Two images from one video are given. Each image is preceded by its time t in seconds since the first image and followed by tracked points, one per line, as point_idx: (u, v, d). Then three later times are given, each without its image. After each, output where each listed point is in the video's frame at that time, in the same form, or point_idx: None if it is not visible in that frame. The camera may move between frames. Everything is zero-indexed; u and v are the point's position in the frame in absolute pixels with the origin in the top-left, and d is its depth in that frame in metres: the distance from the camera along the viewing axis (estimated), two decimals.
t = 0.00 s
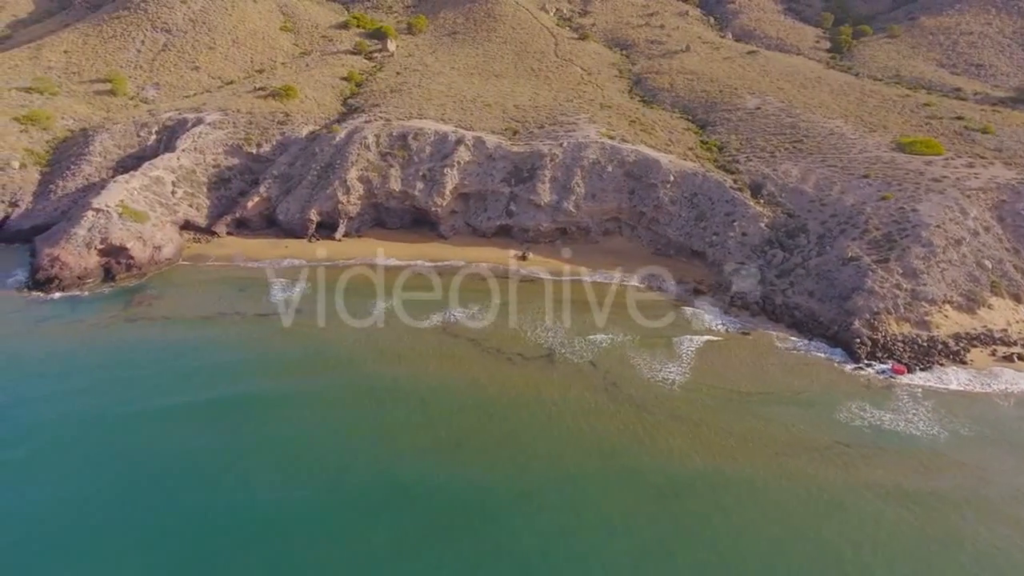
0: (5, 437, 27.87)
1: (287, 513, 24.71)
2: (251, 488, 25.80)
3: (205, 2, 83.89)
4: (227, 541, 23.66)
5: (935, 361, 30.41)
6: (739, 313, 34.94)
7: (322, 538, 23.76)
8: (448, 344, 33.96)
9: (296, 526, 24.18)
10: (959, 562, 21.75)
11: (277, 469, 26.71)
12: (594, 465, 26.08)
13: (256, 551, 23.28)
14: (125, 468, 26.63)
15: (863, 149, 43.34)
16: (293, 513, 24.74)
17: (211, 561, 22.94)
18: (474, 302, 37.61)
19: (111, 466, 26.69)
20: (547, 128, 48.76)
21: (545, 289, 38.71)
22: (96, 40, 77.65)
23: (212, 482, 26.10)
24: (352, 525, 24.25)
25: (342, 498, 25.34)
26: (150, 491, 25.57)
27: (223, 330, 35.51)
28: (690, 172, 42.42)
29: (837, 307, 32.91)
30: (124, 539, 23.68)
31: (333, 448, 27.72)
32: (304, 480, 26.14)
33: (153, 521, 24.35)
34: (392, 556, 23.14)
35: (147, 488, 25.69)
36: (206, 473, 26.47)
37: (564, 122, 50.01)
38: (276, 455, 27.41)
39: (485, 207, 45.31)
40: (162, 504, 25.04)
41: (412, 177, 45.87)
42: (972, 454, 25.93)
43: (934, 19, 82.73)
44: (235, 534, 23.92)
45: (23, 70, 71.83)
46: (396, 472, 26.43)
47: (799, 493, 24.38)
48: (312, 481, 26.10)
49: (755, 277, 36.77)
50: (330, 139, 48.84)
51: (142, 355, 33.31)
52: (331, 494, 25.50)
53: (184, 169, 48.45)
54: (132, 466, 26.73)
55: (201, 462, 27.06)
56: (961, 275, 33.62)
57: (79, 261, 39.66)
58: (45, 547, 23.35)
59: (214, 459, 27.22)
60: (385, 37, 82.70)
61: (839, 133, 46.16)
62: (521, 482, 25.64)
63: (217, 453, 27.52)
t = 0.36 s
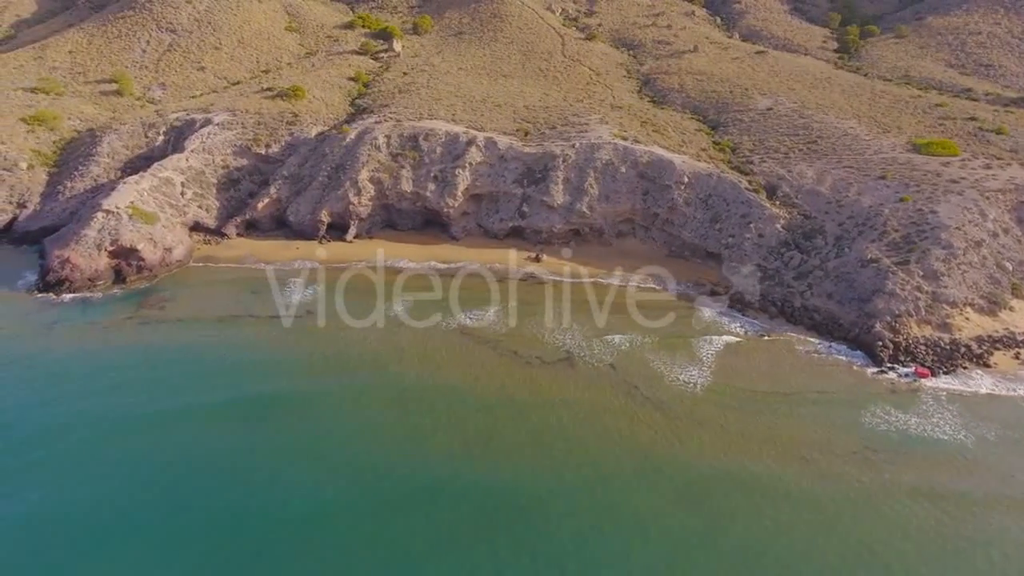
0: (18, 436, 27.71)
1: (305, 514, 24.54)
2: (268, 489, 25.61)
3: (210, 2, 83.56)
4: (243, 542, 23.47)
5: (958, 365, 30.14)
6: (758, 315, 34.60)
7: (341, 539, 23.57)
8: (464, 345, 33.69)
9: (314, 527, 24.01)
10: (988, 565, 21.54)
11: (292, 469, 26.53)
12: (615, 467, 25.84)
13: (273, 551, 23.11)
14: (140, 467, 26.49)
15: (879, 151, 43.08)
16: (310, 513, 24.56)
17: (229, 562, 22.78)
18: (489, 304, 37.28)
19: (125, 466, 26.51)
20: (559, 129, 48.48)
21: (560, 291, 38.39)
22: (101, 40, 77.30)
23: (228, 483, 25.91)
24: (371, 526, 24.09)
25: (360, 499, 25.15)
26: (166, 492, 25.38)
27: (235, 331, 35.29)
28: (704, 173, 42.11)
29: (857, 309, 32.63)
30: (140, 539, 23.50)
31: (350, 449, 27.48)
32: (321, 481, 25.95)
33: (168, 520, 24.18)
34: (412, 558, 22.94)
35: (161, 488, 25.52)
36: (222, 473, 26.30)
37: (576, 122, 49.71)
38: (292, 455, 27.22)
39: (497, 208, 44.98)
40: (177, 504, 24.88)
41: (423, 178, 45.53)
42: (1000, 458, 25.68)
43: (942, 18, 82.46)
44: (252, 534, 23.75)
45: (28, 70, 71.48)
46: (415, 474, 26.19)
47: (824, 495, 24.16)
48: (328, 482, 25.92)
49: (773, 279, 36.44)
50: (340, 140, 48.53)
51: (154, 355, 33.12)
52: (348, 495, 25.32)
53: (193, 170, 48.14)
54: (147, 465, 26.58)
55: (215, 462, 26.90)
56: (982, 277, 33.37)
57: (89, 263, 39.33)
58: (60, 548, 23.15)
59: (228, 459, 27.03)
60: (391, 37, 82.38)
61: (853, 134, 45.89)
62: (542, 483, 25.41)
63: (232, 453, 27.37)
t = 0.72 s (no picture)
0: (30, 436, 27.50)
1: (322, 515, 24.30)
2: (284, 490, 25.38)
3: (215, 2, 83.26)
4: (259, 542, 23.25)
5: (982, 368, 29.87)
6: (777, 317, 34.27)
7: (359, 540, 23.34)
8: (479, 346, 33.41)
9: (331, 527, 23.78)
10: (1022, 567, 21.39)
11: (307, 470, 26.30)
12: (636, 468, 25.59)
13: (289, 551, 22.88)
14: (153, 467, 26.28)
15: (894, 152, 42.78)
16: (326, 514, 24.33)
17: (244, 563, 22.56)
18: (503, 306, 36.97)
19: (138, 466, 26.27)
20: (571, 129, 48.16)
21: (575, 293, 38.08)
22: (106, 40, 76.97)
23: (243, 483, 25.68)
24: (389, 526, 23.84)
25: (377, 499, 24.92)
26: (180, 492, 25.19)
27: (248, 331, 35.04)
28: (719, 173, 41.81)
29: (878, 312, 32.37)
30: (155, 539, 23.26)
31: (367, 450, 27.22)
32: (337, 482, 25.73)
33: (183, 520, 23.96)
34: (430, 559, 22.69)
35: (175, 489, 25.30)
36: (236, 474, 26.08)
37: (587, 123, 49.41)
38: (307, 456, 26.99)
39: (509, 209, 44.63)
40: (191, 505, 24.65)
41: (435, 178, 45.21)
42: None
43: (950, 18, 82.20)
44: (267, 534, 23.55)
45: (33, 70, 71.13)
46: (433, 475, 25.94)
47: (848, 496, 23.92)
48: (344, 483, 25.70)
49: (790, 281, 36.13)
50: (350, 141, 48.20)
51: (166, 356, 32.88)
52: (365, 496, 25.08)
53: (202, 171, 47.84)
54: (161, 465, 26.38)
55: (229, 462, 26.66)
56: (1002, 279, 33.11)
57: (100, 265, 39.03)
58: (73, 548, 22.92)
59: (242, 459, 26.81)
60: (397, 37, 82.07)
61: (867, 135, 45.60)
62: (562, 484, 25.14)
63: (246, 453, 27.15)
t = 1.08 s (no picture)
0: (41, 440, 27.17)
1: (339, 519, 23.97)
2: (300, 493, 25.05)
3: (220, 2, 82.92)
4: (276, 547, 22.93)
5: (1007, 371, 29.55)
6: (796, 320, 33.93)
7: (376, 545, 23.03)
8: (494, 348, 33.09)
9: (348, 531, 23.46)
10: None
11: (324, 473, 26.01)
12: (657, 471, 25.32)
13: (309, 553, 22.69)
14: (166, 470, 25.95)
15: (910, 153, 42.46)
16: (344, 518, 24.00)
17: (261, 567, 22.25)
18: (518, 308, 36.64)
19: (151, 469, 25.95)
20: (583, 130, 47.82)
21: (590, 295, 37.75)
22: (111, 40, 76.63)
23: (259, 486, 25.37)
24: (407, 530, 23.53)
25: (394, 502, 24.61)
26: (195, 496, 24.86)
27: (260, 333, 34.74)
28: (734, 174, 41.49)
29: (899, 315, 32.08)
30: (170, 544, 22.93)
31: (385, 453, 26.94)
32: (354, 486, 25.43)
33: (199, 522, 23.71)
34: (450, 563, 22.38)
35: (190, 492, 24.99)
36: (251, 477, 25.79)
37: (599, 123, 49.08)
38: (324, 459, 26.72)
39: (521, 211, 44.28)
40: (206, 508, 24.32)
41: (447, 179, 44.88)
42: None
43: (958, 18, 81.89)
44: (284, 538, 23.23)
45: (39, 70, 70.81)
46: (451, 478, 25.66)
47: (873, 500, 23.67)
48: (362, 485, 25.47)
49: (809, 283, 35.79)
50: (361, 141, 47.86)
51: (178, 358, 32.59)
52: (383, 500, 24.75)
53: (211, 172, 47.55)
54: (175, 467, 26.06)
55: (244, 465, 26.34)
56: None
57: (111, 267, 38.71)
58: (87, 552, 22.57)
59: (259, 460, 26.61)
60: (403, 37, 81.76)
61: (882, 136, 45.29)
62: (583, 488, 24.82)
63: (261, 455, 26.86)
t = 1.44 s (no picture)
0: (53, 444, 26.79)
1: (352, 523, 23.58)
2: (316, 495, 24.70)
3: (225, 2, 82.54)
4: (292, 550, 22.58)
5: None
6: (816, 323, 33.60)
7: (391, 547, 22.73)
8: (510, 350, 32.70)
9: (364, 534, 23.17)
10: None
11: (340, 476, 25.68)
12: (680, 475, 24.94)
13: (323, 553, 22.48)
14: (179, 473, 25.59)
15: (926, 154, 42.16)
16: (359, 520, 23.71)
17: (274, 567, 22.03)
18: (534, 310, 36.20)
19: (165, 471, 25.60)
20: (594, 130, 47.48)
21: (606, 298, 37.34)
22: (116, 40, 76.27)
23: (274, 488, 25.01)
24: (424, 535, 23.18)
25: (411, 505, 24.29)
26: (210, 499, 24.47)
27: (272, 335, 34.37)
28: (748, 176, 41.19)
29: (920, 317, 31.80)
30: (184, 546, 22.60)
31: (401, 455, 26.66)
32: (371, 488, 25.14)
33: (211, 521, 23.50)
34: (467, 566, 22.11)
35: (205, 495, 24.61)
36: (264, 479, 25.48)
37: (611, 124, 48.76)
38: (340, 462, 26.36)
39: (534, 212, 43.95)
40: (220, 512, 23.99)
41: (459, 180, 44.57)
42: None
43: (966, 18, 81.59)
44: (301, 543, 22.86)
45: (44, 70, 70.42)
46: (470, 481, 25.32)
47: (899, 505, 23.35)
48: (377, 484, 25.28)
49: (827, 286, 35.56)
50: (371, 142, 47.54)
51: (190, 361, 32.21)
52: (399, 504, 24.38)
53: (220, 172, 47.27)
54: (189, 471, 25.72)
55: (258, 468, 26.00)
56: None
57: (122, 268, 38.35)
58: (99, 557, 22.18)
59: (271, 459, 26.41)
60: (409, 37, 81.42)
61: (897, 137, 44.98)
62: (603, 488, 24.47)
63: (275, 457, 26.50)
